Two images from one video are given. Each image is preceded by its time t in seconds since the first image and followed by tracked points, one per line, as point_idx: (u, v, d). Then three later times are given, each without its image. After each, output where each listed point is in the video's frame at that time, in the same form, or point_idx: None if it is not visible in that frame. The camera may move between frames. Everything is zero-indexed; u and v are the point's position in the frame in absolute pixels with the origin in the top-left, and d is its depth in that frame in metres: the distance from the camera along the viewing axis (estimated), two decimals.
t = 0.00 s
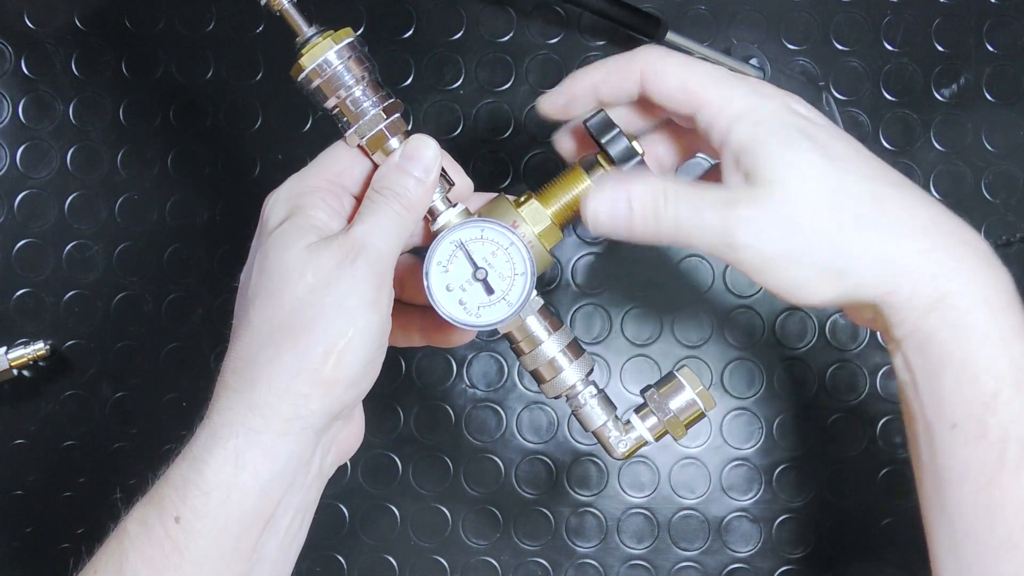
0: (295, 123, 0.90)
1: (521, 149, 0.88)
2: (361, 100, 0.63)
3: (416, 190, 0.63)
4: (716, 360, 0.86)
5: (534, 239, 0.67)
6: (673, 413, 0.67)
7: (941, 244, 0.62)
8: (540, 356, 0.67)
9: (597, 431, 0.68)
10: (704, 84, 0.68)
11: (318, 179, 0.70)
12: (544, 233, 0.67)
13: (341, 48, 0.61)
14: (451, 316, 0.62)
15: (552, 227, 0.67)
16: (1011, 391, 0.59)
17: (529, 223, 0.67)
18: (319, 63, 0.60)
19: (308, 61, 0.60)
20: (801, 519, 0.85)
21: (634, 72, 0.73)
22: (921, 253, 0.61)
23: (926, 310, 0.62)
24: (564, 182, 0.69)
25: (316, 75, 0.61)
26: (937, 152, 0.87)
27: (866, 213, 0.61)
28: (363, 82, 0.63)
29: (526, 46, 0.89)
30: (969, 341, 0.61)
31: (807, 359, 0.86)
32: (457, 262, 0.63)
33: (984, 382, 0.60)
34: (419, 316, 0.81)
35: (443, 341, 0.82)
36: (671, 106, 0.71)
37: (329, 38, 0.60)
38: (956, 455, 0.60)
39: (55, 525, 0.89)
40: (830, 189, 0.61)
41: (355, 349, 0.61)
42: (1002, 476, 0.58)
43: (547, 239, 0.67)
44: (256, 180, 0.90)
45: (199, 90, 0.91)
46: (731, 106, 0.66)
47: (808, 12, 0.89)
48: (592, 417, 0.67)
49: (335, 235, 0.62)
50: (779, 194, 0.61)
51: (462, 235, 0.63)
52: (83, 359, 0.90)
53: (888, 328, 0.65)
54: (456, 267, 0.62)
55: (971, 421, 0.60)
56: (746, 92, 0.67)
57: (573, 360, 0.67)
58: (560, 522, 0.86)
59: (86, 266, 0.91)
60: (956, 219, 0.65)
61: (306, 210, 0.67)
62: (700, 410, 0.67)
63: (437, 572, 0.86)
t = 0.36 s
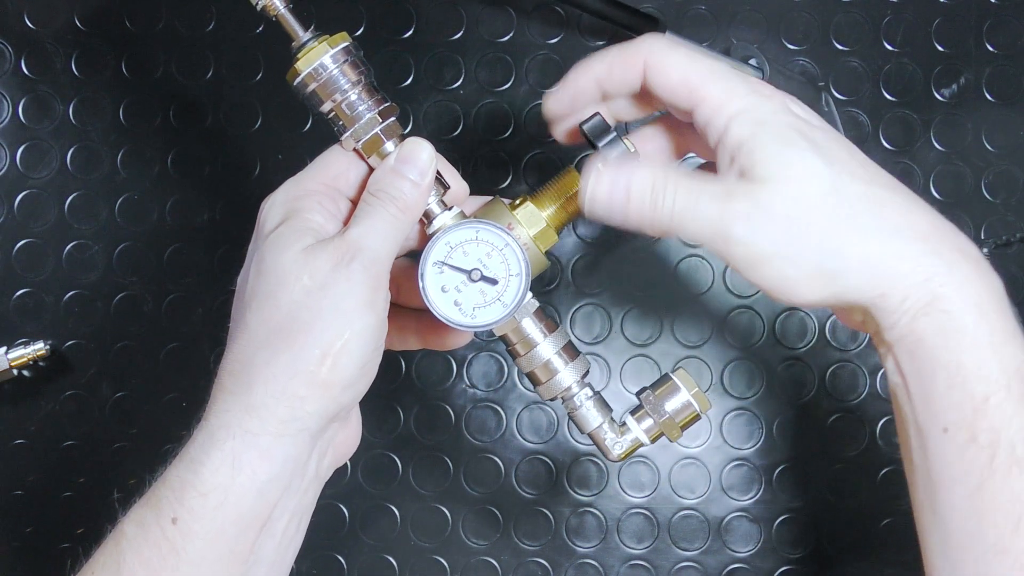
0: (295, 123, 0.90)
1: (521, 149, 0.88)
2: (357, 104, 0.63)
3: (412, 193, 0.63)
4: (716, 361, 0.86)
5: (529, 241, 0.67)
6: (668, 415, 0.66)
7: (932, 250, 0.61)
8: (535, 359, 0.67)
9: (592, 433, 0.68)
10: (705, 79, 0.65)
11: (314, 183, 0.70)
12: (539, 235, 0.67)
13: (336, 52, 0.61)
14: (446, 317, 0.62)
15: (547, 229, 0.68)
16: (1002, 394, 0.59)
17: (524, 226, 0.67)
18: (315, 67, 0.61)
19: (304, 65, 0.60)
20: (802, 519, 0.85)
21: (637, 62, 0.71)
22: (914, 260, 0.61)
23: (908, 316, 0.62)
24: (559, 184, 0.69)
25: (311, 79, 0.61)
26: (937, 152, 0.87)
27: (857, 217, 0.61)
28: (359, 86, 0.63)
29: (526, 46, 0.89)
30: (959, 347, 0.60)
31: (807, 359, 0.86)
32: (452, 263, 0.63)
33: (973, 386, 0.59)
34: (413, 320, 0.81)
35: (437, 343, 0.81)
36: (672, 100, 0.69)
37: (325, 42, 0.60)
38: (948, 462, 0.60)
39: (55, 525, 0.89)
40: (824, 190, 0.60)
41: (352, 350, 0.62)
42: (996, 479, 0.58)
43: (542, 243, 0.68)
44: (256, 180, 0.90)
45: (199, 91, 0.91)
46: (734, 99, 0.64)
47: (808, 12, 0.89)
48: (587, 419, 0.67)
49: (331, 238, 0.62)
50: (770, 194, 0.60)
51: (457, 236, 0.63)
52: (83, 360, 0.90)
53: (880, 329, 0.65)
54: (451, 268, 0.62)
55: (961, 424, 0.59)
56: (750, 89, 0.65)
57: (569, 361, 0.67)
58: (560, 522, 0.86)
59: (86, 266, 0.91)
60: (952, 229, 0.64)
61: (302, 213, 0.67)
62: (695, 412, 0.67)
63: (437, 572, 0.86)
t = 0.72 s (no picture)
0: (295, 123, 0.90)
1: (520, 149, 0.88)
2: (348, 100, 0.63)
3: (403, 188, 0.63)
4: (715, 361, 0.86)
5: (520, 235, 0.67)
6: (661, 409, 0.67)
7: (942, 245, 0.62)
8: (527, 353, 0.67)
9: (584, 427, 0.68)
10: (717, 73, 0.65)
11: (305, 179, 0.70)
12: (530, 230, 0.67)
13: (327, 49, 0.61)
14: (437, 310, 0.62)
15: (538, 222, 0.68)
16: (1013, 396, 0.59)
17: (515, 219, 0.67)
18: (305, 63, 0.61)
19: (294, 61, 0.61)
20: (802, 519, 0.85)
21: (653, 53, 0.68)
22: (930, 260, 0.61)
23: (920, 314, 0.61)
24: (548, 179, 0.70)
25: (302, 76, 0.61)
26: (937, 152, 0.87)
27: (874, 215, 0.61)
28: (349, 82, 0.63)
29: (526, 46, 0.89)
30: (968, 347, 0.60)
31: (807, 359, 0.86)
32: (441, 256, 0.63)
33: (987, 388, 0.60)
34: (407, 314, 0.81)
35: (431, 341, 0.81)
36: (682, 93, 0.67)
37: (315, 38, 0.60)
38: (958, 463, 0.61)
39: (55, 525, 0.89)
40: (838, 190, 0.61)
41: (344, 344, 0.62)
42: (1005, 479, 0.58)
43: (533, 236, 0.68)
44: (256, 180, 0.90)
45: (199, 91, 0.91)
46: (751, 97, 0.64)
47: (808, 12, 0.89)
48: (580, 413, 0.67)
49: (323, 234, 0.62)
50: (788, 193, 0.60)
51: (446, 228, 0.63)
52: (83, 360, 0.90)
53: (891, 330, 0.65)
54: (439, 261, 0.63)
55: (974, 426, 0.60)
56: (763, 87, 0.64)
57: (560, 355, 0.67)
58: (559, 522, 0.86)
59: (86, 266, 0.91)
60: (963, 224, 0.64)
61: (294, 210, 0.67)
62: (688, 405, 0.67)
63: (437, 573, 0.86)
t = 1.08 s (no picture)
0: (295, 123, 0.90)
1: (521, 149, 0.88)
2: (348, 109, 0.63)
3: (403, 198, 0.63)
4: (715, 362, 0.86)
5: (519, 244, 0.67)
6: (660, 416, 0.67)
7: (957, 256, 0.61)
8: (527, 360, 0.67)
9: (585, 434, 0.68)
10: (724, 78, 0.65)
11: (305, 188, 0.70)
12: (530, 238, 0.68)
13: (327, 58, 0.61)
14: (439, 321, 0.62)
15: (538, 231, 0.68)
16: (1021, 403, 0.59)
17: (515, 229, 0.67)
18: (306, 73, 0.61)
19: (295, 71, 0.61)
20: (802, 520, 0.85)
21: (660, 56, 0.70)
22: (938, 266, 0.61)
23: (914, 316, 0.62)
24: (549, 188, 0.70)
25: (302, 85, 0.61)
26: (937, 152, 0.87)
27: (886, 220, 0.60)
28: (349, 92, 0.63)
29: (526, 46, 0.89)
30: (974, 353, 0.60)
31: (807, 359, 0.86)
32: (442, 267, 0.63)
33: (996, 394, 0.59)
34: (408, 324, 0.81)
35: (431, 347, 0.81)
36: (688, 92, 0.68)
37: (315, 48, 0.61)
38: (963, 465, 0.60)
39: (55, 525, 0.89)
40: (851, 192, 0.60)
41: (344, 353, 0.62)
42: (1011, 484, 0.58)
43: (533, 245, 0.68)
44: (256, 180, 0.90)
45: (200, 91, 0.91)
46: (758, 99, 0.64)
47: (808, 12, 0.89)
48: (580, 420, 0.68)
49: (323, 243, 0.62)
50: (802, 194, 0.59)
51: (447, 239, 0.63)
52: (83, 360, 0.90)
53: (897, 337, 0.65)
54: (441, 272, 0.63)
55: (980, 429, 0.59)
56: (769, 92, 0.64)
57: (560, 363, 0.68)
58: (559, 522, 0.86)
59: (86, 266, 0.91)
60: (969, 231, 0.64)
61: (295, 218, 0.67)
62: (686, 412, 0.67)
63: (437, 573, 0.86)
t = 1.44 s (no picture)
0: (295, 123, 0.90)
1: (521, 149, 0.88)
2: (355, 127, 0.64)
3: (413, 211, 0.62)
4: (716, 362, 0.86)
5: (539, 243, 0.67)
6: (691, 399, 0.68)
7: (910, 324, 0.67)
8: (556, 357, 0.67)
9: (618, 425, 0.68)
10: (732, 135, 0.69)
11: (312, 205, 0.70)
12: (547, 236, 0.67)
13: (329, 78, 0.62)
14: (470, 326, 0.62)
15: (555, 228, 0.68)
16: (967, 454, 0.64)
17: (532, 228, 0.67)
18: (310, 95, 0.61)
19: (299, 94, 0.61)
20: (802, 520, 0.85)
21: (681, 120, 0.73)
22: (891, 331, 0.66)
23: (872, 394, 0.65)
24: (561, 185, 0.69)
25: (308, 108, 0.62)
26: (937, 152, 0.87)
27: (852, 307, 0.65)
28: (354, 110, 0.64)
29: (526, 46, 0.89)
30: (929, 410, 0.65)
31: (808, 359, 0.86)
32: (468, 272, 0.63)
33: (943, 441, 0.64)
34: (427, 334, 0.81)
35: (455, 356, 0.81)
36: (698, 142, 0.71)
37: (317, 69, 0.61)
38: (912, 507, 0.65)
39: (55, 525, 0.89)
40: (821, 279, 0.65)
41: (345, 362, 0.63)
42: (959, 524, 0.63)
43: (551, 243, 0.68)
44: (256, 180, 0.90)
45: (200, 91, 0.91)
46: (757, 171, 0.67)
47: (808, 12, 0.89)
48: (612, 411, 0.68)
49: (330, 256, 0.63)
50: (767, 265, 0.64)
51: (469, 244, 0.63)
52: (83, 360, 0.90)
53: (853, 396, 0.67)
54: (467, 277, 0.63)
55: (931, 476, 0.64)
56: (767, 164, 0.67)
57: (590, 356, 0.68)
58: (560, 522, 0.86)
59: (86, 266, 0.91)
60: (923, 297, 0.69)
61: (302, 233, 0.67)
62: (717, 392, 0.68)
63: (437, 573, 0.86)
